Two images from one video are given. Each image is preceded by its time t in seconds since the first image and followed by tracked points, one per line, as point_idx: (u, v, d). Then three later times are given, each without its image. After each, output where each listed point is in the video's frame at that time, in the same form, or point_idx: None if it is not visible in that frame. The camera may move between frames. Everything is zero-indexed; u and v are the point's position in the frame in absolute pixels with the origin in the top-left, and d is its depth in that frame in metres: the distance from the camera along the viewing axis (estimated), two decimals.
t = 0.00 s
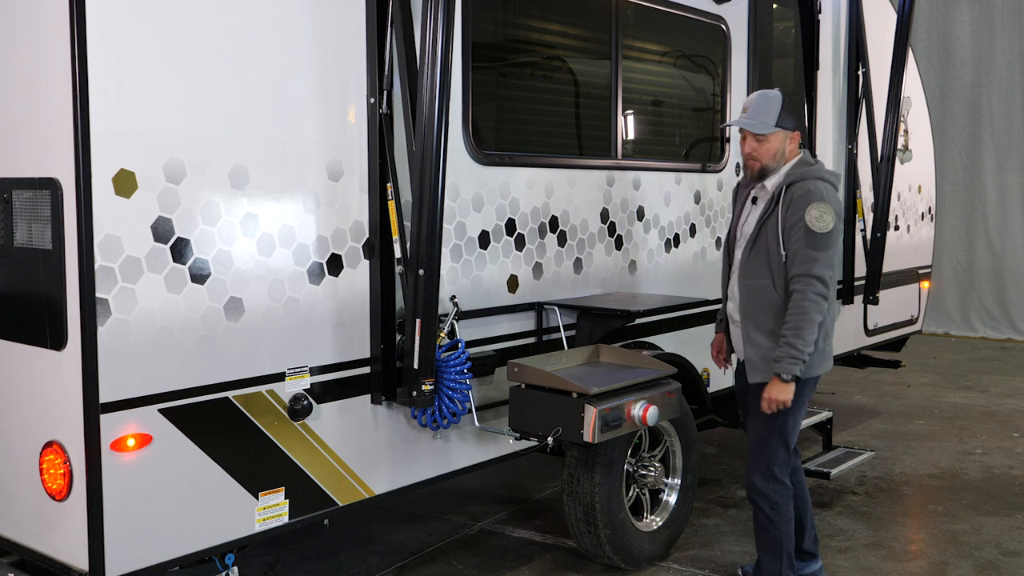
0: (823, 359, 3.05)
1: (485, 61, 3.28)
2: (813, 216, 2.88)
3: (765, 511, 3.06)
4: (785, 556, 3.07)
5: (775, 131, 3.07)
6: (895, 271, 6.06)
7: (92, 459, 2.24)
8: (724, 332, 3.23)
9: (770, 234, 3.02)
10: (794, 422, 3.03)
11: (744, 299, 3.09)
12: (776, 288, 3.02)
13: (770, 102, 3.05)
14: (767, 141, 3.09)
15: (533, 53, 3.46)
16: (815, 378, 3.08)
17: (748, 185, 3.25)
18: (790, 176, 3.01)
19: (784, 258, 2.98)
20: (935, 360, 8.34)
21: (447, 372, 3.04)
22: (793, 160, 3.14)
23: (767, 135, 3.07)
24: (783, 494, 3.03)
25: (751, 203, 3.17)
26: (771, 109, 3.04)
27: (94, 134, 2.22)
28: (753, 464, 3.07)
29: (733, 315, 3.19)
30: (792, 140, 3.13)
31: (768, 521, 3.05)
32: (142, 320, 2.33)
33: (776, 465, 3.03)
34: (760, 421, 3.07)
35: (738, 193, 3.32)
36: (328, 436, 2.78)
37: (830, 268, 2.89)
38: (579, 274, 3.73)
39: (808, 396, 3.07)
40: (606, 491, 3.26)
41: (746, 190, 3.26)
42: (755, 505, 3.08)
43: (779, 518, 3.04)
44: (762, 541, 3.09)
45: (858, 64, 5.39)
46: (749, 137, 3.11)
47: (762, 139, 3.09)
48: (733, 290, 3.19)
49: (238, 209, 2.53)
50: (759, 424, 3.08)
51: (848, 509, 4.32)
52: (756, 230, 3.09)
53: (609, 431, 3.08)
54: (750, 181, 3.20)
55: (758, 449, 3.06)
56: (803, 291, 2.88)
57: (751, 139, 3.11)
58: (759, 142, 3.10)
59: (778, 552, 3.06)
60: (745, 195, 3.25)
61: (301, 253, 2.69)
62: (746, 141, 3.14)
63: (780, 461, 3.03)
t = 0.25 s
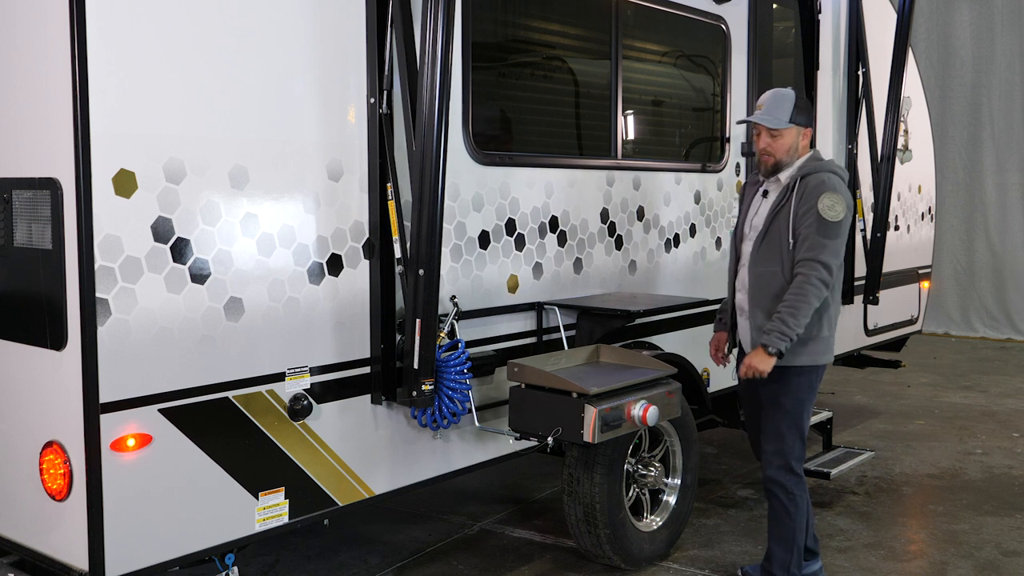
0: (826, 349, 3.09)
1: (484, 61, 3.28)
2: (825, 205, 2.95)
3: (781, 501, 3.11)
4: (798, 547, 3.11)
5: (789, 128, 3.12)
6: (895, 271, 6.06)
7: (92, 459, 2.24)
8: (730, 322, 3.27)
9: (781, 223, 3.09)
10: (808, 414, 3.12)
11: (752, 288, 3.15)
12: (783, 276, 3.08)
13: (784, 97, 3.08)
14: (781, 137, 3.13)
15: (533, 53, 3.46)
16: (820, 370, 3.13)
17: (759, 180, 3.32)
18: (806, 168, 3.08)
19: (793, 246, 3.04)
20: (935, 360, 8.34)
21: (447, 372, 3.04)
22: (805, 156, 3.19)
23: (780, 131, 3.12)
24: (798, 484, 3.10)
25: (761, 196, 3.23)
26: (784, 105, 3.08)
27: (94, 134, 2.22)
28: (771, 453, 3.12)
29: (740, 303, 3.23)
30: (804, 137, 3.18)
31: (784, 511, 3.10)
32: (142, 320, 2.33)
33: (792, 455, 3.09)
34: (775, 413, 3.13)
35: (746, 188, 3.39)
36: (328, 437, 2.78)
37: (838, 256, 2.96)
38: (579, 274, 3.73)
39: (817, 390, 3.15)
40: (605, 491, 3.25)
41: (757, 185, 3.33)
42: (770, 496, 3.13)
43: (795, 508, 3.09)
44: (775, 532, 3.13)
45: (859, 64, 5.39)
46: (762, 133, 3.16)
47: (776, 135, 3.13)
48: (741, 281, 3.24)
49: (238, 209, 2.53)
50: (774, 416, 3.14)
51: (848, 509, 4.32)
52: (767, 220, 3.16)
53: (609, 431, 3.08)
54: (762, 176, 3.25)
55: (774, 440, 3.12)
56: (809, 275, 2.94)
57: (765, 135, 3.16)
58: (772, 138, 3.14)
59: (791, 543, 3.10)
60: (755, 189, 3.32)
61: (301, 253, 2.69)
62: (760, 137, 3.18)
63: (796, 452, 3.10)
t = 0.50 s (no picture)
0: (837, 343, 3.12)
1: (484, 61, 3.28)
2: (842, 203, 2.98)
3: (793, 494, 3.11)
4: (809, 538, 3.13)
5: (799, 127, 3.11)
6: (895, 271, 6.06)
7: (92, 459, 2.24)
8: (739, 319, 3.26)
9: (794, 220, 3.10)
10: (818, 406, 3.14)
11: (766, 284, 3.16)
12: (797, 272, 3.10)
13: (794, 97, 3.07)
14: (791, 136, 3.13)
15: (533, 53, 3.46)
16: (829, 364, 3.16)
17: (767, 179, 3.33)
18: (817, 167, 3.09)
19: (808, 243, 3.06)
20: (935, 360, 8.34)
21: (447, 372, 3.04)
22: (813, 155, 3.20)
23: (790, 130, 3.12)
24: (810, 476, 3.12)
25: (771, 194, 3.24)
26: (794, 105, 3.07)
27: (94, 134, 2.22)
28: (782, 446, 3.12)
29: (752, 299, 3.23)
30: (812, 136, 3.19)
31: (797, 504, 3.11)
32: (142, 320, 2.33)
33: (805, 449, 3.11)
34: (787, 407, 3.13)
35: (751, 186, 3.40)
36: (328, 437, 2.78)
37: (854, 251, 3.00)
38: (579, 274, 3.73)
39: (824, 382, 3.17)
40: (606, 491, 3.25)
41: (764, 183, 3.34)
42: (781, 489, 3.13)
43: (807, 500, 3.11)
44: (787, 525, 3.14)
45: (859, 64, 5.39)
46: (772, 133, 3.15)
47: (786, 134, 3.13)
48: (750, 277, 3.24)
49: (238, 209, 2.53)
50: (785, 410, 3.14)
51: (847, 509, 4.32)
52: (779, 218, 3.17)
53: (609, 431, 3.08)
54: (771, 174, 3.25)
55: (786, 434, 3.12)
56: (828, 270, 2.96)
57: (774, 134, 3.16)
58: (782, 137, 3.14)
59: (804, 535, 3.12)
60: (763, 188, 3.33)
61: (301, 253, 2.68)
62: (769, 137, 3.18)
63: (808, 444, 3.11)
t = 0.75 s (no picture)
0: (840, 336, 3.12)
1: (484, 61, 3.28)
2: (851, 198, 3.02)
3: (802, 491, 3.11)
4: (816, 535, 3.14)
5: (820, 130, 3.11)
6: (895, 271, 6.06)
7: (92, 459, 2.24)
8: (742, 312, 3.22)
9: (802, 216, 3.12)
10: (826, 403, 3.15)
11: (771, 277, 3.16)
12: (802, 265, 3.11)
13: (816, 99, 3.07)
14: (811, 139, 3.12)
15: (533, 53, 3.46)
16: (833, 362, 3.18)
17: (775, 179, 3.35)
18: (827, 166, 3.13)
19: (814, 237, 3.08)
20: (935, 360, 8.34)
21: (447, 372, 3.04)
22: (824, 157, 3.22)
23: (812, 133, 3.11)
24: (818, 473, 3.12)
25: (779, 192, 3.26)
26: (817, 108, 3.07)
27: (94, 134, 2.21)
28: (792, 442, 3.11)
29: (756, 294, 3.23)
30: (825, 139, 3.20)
31: (805, 500, 3.11)
32: (142, 320, 2.33)
33: (814, 445, 3.11)
34: (796, 404, 3.13)
35: (756, 184, 3.41)
36: (328, 437, 2.78)
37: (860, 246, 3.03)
38: (579, 274, 3.73)
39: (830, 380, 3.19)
40: (606, 491, 3.25)
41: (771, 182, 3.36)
42: (790, 485, 3.13)
43: (815, 496, 3.11)
44: (794, 521, 3.14)
45: (859, 64, 5.38)
46: (793, 134, 3.13)
47: (807, 136, 3.12)
48: (757, 273, 3.22)
49: (238, 209, 2.53)
50: (794, 406, 3.14)
51: (847, 509, 4.32)
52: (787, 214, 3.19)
53: (609, 431, 3.08)
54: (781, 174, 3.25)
55: (795, 430, 3.12)
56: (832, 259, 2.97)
57: (795, 135, 3.14)
58: (802, 139, 3.13)
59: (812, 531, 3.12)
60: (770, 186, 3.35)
61: (301, 253, 2.69)
62: (788, 138, 3.16)
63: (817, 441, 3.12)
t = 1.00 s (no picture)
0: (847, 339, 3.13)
1: (484, 61, 3.28)
2: (861, 202, 3.02)
3: (804, 490, 3.11)
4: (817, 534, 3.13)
5: (814, 131, 3.12)
6: (895, 272, 6.06)
7: (92, 459, 2.24)
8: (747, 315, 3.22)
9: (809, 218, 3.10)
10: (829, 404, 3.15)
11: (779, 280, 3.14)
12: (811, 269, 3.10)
13: (813, 100, 3.09)
14: (805, 139, 3.13)
15: (533, 53, 3.46)
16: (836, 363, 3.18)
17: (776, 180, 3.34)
18: (830, 167, 3.11)
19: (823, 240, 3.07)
20: (935, 360, 8.34)
21: (447, 372, 3.04)
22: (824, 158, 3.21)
23: (805, 133, 3.12)
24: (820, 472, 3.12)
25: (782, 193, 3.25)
26: (812, 109, 3.09)
27: (94, 133, 2.22)
28: (795, 442, 3.11)
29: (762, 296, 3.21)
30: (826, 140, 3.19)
31: (807, 500, 3.10)
32: (141, 320, 2.33)
33: (817, 444, 3.11)
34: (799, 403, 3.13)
35: (758, 184, 3.40)
36: (328, 437, 2.78)
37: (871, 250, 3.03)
38: (579, 274, 3.73)
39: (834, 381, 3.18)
40: (605, 491, 3.25)
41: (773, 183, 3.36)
42: (792, 485, 3.13)
43: (817, 496, 3.11)
44: (795, 520, 3.14)
45: (858, 64, 5.38)
46: (787, 132, 3.16)
47: (800, 136, 3.13)
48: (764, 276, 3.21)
49: (238, 209, 2.53)
50: (797, 406, 3.14)
51: (847, 509, 4.32)
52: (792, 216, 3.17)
53: (609, 431, 3.08)
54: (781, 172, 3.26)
55: (798, 430, 3.12)
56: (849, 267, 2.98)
57: (789, 134, 3.16)
58: (796, 139, 3.15)
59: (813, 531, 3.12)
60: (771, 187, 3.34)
61: (301, 253, 2.69)
62: (784, 136, 3.18)
63: (821, 441, 3.12)
